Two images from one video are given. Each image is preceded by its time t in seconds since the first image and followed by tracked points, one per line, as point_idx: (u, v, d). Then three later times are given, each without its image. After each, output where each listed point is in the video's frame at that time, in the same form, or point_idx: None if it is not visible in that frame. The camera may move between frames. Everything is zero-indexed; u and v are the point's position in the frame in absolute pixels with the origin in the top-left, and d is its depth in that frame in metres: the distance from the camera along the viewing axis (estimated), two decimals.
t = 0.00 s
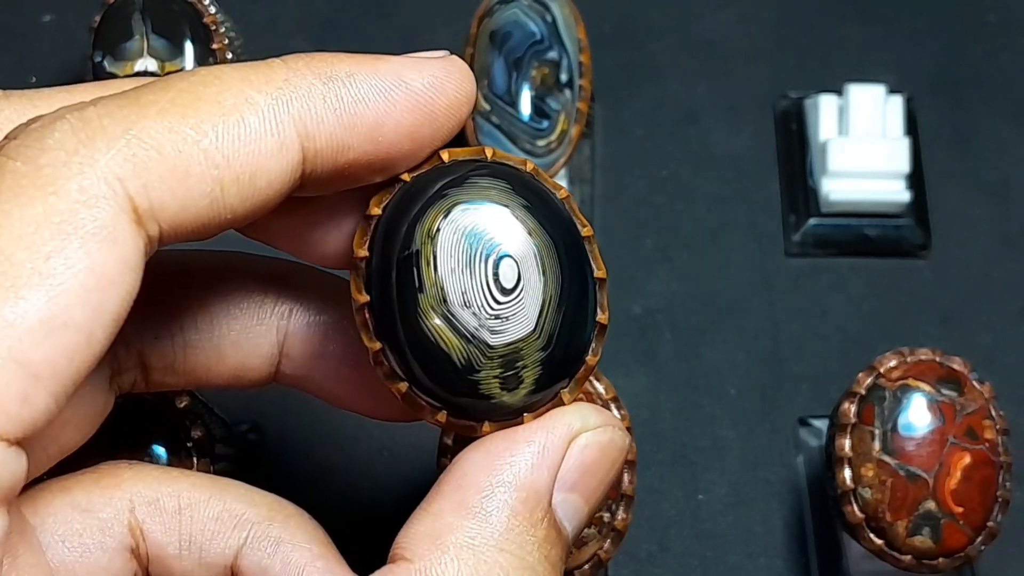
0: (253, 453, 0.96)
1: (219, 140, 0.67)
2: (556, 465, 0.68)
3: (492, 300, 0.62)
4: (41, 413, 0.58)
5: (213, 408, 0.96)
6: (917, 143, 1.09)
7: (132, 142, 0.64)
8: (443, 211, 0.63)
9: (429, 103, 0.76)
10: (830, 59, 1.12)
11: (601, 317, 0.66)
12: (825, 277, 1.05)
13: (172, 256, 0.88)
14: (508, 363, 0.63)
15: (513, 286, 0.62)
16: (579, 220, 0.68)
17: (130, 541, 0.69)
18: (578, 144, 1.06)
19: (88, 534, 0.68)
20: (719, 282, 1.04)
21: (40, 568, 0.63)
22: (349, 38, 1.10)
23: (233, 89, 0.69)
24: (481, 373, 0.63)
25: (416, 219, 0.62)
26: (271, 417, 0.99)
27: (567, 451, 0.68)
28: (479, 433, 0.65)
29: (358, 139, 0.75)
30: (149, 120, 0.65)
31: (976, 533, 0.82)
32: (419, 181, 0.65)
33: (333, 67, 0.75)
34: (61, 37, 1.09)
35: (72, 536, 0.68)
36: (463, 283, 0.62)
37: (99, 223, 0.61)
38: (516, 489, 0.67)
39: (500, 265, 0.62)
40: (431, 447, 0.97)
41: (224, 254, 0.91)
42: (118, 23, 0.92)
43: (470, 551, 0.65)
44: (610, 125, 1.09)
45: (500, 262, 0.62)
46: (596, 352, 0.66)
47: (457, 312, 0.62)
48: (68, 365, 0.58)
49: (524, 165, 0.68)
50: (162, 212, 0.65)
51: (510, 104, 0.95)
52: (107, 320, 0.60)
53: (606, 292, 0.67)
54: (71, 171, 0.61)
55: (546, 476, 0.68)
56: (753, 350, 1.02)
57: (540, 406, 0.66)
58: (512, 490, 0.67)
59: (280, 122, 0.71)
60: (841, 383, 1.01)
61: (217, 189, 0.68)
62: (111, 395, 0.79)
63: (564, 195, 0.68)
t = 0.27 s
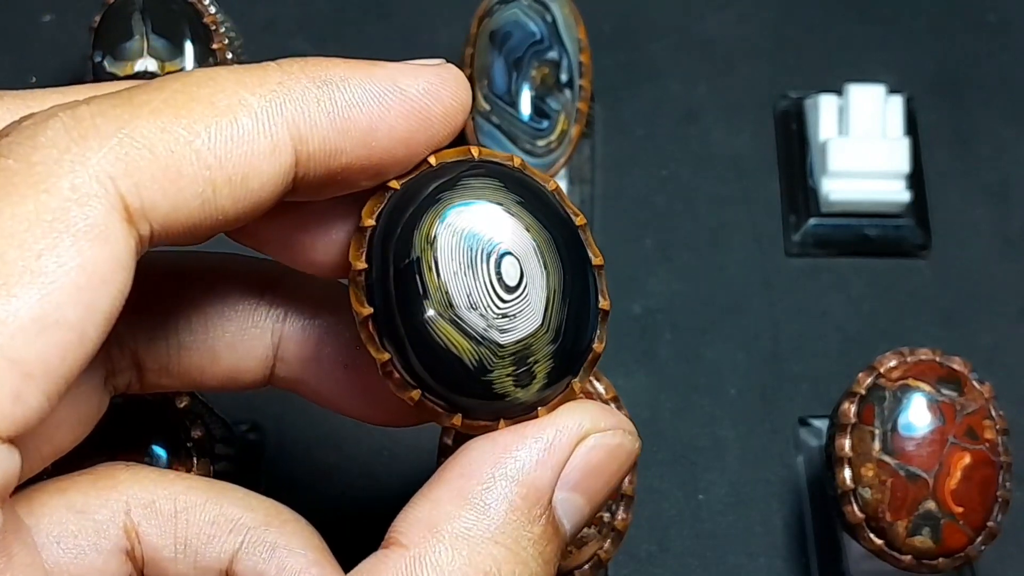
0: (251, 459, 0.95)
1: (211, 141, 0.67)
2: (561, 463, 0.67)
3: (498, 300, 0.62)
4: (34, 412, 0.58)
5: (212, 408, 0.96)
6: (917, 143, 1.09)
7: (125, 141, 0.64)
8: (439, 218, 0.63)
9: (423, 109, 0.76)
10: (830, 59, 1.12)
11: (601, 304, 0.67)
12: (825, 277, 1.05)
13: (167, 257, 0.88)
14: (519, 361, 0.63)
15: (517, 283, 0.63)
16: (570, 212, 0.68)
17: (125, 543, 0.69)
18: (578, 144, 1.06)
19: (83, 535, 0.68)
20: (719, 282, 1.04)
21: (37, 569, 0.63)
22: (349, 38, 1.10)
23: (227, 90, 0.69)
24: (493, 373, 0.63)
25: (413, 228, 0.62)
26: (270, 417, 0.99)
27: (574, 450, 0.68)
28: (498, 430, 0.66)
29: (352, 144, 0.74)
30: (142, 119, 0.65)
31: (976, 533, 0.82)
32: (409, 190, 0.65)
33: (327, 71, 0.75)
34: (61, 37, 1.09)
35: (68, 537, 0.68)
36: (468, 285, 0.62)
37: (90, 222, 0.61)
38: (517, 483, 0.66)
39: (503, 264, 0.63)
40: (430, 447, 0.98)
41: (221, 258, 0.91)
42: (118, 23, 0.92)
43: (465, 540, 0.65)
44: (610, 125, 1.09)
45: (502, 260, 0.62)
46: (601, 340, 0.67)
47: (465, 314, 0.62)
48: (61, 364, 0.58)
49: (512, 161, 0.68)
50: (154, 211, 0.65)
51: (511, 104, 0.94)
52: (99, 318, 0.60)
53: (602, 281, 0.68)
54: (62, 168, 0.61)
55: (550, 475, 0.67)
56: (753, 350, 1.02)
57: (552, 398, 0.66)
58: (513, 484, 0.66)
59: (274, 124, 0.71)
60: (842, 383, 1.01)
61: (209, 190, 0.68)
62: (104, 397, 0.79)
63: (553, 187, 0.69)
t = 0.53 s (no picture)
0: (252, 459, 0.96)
1: (214, 145, 0.67)
2: (567, 466, 0.67)
3: (505, 303, 0.62)
4: (34, 414, 0.57)
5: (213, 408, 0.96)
6: (917, 143, 1.09)
7: (128, 144, 0.64)
8: (442, 224, 0.63)
9: (427, 115, 0.76)
10: (830, 59, 1.12)
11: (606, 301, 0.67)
12: (825, 277, 1.05)
13: (170, 259, 0.87)
14: (529, 363, 0.63)
15: (523, 285, 0.63)
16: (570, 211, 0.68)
17: (124, 543, 0.68)
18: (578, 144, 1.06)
19: (81, 535, 0.67)
20: (720, 282, 1.04)
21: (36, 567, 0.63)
22: (349, 39, 1.10)
23: (229, 95, 0.69)
24: (504, 377, 0.63)
25: (416, 235, 0.62)
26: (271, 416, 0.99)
27: (581, 454, 0.68)
28: (508, 432, 0.66)
29: (354, 149, 0.74)
30: (145, 122, 0.65)
31: (976, 533, 0.82)
32: (411, 196, 0.65)
33: (331, 77, 0.75)
34: (61, 37, 1.09)
35: (67, 537, 0.67)
36: (474, 290, 0.62)
37: (93, 225, 0.60)
38: (522, 484, 0.66)
39: (508, 267, 0.62)
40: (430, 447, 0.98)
41: (225, 261, 0.91)
42: (118, 23, 0.92)
43: (466, 539, 0.64)
44: (610, 125, 1.09)
45: (507, 263, 0.62)
46: (608, 338, 0.67)
47: (473, 319, 0.62)
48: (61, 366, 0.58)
49: (510, 162, 0.67)
50: (155, 215, 0.65)
51: (511, 104, 0.94)
52: (100, 321, 0.60)
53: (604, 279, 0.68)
54: (65, 171, 0.61)
55: (555, 478, 0.67)
56: (753, 350, 1.02)
57: (563, 398, 0.66)
58: (518, 485, 0.66)
59: (276, 129, 0.70)
60: (842, 383, 1.01)
61: (211, 194, 0.68)
62: (104, 400, 0.79)
63: (552, 187, 0.68)
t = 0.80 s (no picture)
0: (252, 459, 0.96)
1: (214, 150, 0.67)
2: (571, 470, 0.67)
3: (510, 305, 0.62)
4: (30, 416, 0.57)
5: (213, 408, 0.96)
6: (918, 143, 1.08)
7: (127, 147, 0.64)
8: (444, 228, 0.62)
9: (429, 125, 0.75)
10: (830, 59, 1.12)
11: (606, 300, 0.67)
12: (825, 277, 1.05)
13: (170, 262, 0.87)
14: (536, 364, 0.63)
15: (528, 286, 0.62)
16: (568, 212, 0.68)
17: (115, 541, 0.68)
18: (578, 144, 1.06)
19: (74, 533, 0.66)
20: (720, 282, 1.04)
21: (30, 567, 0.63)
22: (349, 38, 1.10)
23: (230, 100, 0.69)
24: (511, 379, 0.62)
25: (418, 241, 0.62)
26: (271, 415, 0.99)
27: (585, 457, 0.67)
28: (515, 435, 0.66)
29: (354, 158, 0.74)
30: (145, 126, 0.65)
31: (977, 533, 0.82)
32: (410, 202, 0.65)
33: (332, 84, 0.74)
34: (61, 37, 1.08)
35: (60, 534, 0.66)
36: (479, 293, 0.62)
37: (90, 228, 0.60)
38: (524, 487, 0.65)
39: (512, 269, 0.62)
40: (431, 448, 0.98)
41: (224, 268, 0.91)
42: (117, 23, 0.91)
43: (466, 541, 0.64)
44: (610, 125, 1.09)
45: (511, 265, 0.62)
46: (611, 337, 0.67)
47: (479, 322, 0.61)
48: (58, 369, 0.58)
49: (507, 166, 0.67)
50: (153, 218, 0.65)
51: (511, 104, 0.95)
52: (96, 323, 0.59)
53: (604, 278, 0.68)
54: (63, 173, 0.61)
55: (559, 481, 0.66)
56: (753, 350, 1.02)
57: (568, 397, 0.66)
58: (522, 489, 0.65)
59: (277, 136, 0.70)
60: (842, 383, 1.01)
61: (210, 198, 0.67)
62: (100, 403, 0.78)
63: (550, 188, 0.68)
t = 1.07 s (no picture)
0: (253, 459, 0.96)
1: (200, 146, 0.67)
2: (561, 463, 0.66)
3: (502, 297, 0.61)
4: (17, 414, 0.57)
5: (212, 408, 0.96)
6: (918, 143, 1.08)
7: (113, 144, 0.64)
8: (434, 220, 0.61)
9: (419, 120, 0.74)
10: (831, 59, 1.12)
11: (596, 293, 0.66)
12: (825, 277, 1.05)
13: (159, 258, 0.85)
14: (529, 356, 0.62)
15: (520, 278, 0.61)
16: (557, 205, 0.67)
17: (98, 528, 0.67)
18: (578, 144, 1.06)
19: (58, 521, 0.66)
20: (720, 283, 1.04)
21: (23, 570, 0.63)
22: (350, 38, 1.10)
23: (216, 96, 0.68)
24: (504, 372, 0.61)
25: (409, 234, 0.61)
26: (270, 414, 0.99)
27: (575, 449, 0.67)
28: (507, 429, 0.64)
29: (342, 153, 0.73)
30: (131, 122, 0.65)
31: (977, 533, 0.82)
32: (398, 195, 0.64)
33: (321, 80, 0.73)
34: (61, 37, 1.08)
35: (45, 524, 0.66)
36: (471, 284, 0.60)
37: (76, 224, 0.60)
38: (515, 481, 0.65)
39: (503, 260, 0.61)
40: (430, 448, 0.98)
41: (212, 260, 0.89)
42: (118, 23, 0.91)
43: (456, 534, 0.63)
44: (610, 125, 1.09)
45: (502, 257, 0.61)
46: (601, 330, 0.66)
47: (472, 315, 0.60)
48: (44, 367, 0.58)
49: (495, 160, 0.66)
50: (140, 215, 0.65)
51: (510, 104, 0.95)
52: (83, 319, 0.59)
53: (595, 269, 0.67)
54: (49, 169, 0.61)
55: (549, 474, 0.66)
56: (753, 350, 1.02)
57: (559, 393, 0.64)
58: (512, 481, 0.64)
59: (264, 131, 0.69)
60: (842, 383, 1.01)
61: (197, 195, 0.67)
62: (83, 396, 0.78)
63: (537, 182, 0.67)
